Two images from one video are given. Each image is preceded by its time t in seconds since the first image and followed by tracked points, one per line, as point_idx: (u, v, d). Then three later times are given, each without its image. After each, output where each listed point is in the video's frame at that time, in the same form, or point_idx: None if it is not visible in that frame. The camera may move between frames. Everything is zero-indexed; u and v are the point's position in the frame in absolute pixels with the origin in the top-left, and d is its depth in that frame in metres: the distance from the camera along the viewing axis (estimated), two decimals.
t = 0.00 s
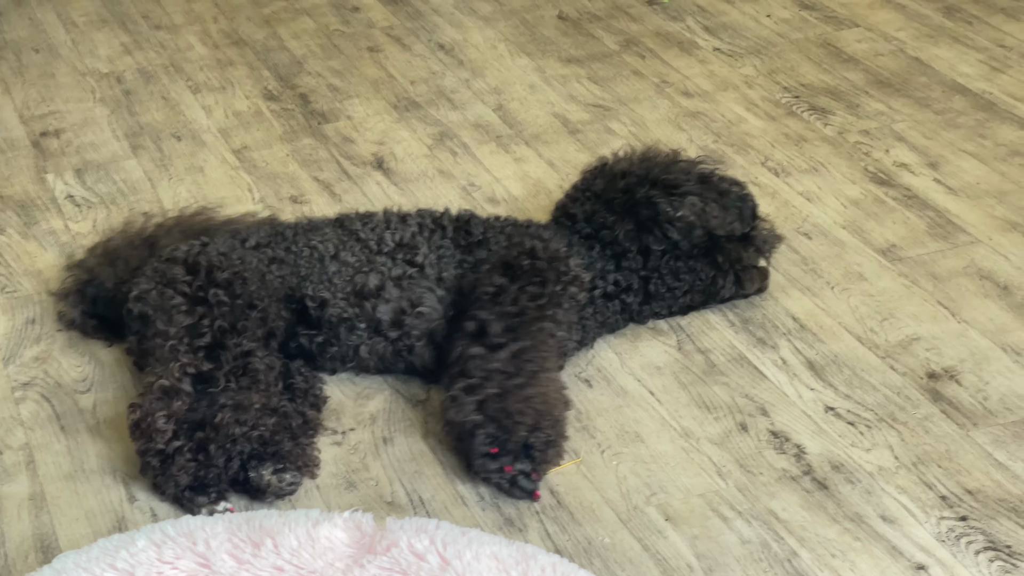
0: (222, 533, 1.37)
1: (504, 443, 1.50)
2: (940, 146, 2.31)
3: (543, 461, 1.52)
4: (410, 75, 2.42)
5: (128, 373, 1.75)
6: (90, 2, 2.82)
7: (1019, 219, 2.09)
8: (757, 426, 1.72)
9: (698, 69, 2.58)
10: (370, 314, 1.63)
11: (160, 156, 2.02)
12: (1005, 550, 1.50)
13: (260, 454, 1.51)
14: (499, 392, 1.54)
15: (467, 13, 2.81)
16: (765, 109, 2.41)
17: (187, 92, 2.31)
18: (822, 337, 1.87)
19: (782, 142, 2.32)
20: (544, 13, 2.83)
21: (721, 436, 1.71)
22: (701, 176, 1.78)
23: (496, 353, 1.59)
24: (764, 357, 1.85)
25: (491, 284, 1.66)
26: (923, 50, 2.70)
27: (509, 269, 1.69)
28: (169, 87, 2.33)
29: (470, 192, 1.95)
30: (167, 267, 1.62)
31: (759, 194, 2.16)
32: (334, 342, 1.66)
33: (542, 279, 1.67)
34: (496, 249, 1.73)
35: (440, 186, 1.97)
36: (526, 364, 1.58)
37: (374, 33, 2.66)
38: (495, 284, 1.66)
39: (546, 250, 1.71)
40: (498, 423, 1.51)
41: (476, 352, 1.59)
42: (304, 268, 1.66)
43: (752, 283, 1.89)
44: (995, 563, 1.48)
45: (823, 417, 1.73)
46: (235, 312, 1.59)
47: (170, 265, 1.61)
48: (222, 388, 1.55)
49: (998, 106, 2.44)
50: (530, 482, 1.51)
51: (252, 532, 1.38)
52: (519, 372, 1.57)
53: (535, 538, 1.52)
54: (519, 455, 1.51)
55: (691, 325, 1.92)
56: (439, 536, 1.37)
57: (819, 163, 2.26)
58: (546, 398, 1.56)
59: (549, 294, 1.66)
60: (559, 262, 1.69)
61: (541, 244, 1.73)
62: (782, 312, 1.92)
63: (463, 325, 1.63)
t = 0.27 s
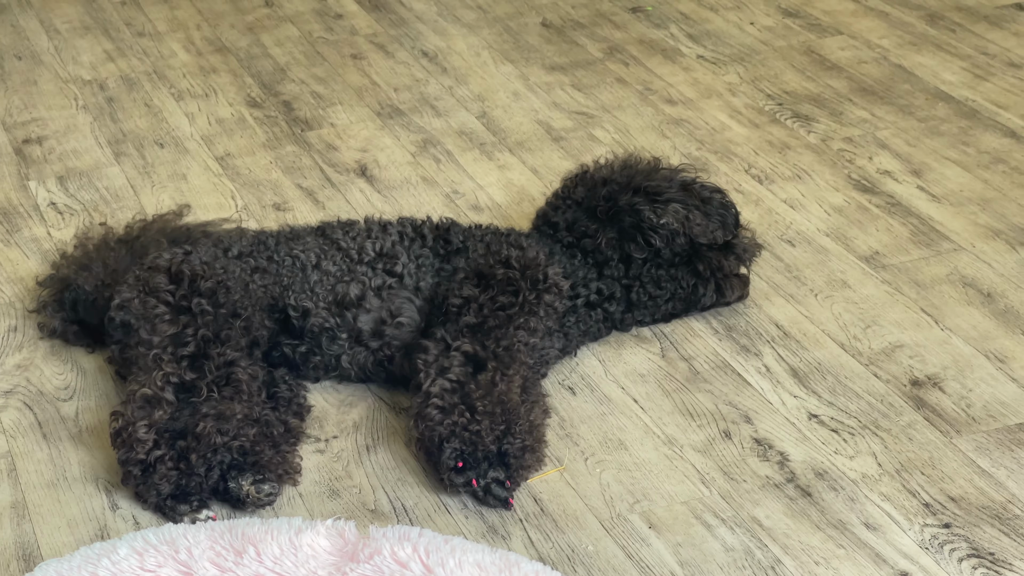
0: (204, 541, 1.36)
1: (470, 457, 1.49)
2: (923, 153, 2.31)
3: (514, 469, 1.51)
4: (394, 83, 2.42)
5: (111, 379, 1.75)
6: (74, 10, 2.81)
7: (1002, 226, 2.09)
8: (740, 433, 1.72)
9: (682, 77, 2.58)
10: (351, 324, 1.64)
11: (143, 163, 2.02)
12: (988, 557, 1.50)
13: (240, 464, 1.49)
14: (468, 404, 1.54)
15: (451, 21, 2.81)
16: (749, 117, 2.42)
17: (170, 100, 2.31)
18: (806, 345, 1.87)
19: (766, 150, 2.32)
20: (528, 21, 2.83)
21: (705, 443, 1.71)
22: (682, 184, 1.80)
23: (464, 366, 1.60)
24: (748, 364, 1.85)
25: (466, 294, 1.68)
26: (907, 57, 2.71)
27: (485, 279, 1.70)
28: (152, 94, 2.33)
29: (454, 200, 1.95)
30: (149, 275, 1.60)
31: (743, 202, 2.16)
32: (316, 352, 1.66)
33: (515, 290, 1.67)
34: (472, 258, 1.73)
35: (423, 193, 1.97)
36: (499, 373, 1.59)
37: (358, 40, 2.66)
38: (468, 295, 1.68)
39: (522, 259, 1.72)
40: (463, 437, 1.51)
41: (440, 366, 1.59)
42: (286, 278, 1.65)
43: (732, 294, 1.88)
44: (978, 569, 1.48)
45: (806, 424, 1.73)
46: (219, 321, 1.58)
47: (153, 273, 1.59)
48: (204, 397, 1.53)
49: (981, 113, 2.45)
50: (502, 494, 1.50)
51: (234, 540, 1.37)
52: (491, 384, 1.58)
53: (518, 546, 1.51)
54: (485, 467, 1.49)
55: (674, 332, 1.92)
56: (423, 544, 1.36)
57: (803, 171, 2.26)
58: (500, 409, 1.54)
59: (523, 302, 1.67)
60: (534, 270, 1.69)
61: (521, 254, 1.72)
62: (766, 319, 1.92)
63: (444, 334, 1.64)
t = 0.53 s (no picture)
0: (189, 547, 1.36)
1: (458, 459, 1.49)
2: (910, 159, 2.32)
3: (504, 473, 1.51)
4: (381, 88, 2.42)
5: (99, 385, 1.74)
6: (60, 14, 2.80)
7: (988, 231, 2.10)
8: (727, 438, 1.72)
9: (669, 82, 2.58)
10: (339, 326, 1.64)
11: (128, 168, 2.01)
12: (975, 562, 1.50)
13: (226, 471, 1.48)
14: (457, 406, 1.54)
15: (439, 26, 2.81)
16: (736, 122, 2.42)
17: (157, 104, 2.30)
18: (793, 350, 1.87)
19: (753, 155, 2.32)
20: (515, 26, 2.83)
21: (692, 448, 1.71)
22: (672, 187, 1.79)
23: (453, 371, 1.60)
24: (735, 370, 1.85)
25: (453, 295, 1.68)
26: (893, 63, 2.72)
27: (472, 280, 1.69)
28: (138, 99, 2.32)
29: (442, 205, 1.95)
30: (135, 280, 1.59)
31: (730, 207, 2.16)
32: (303, 355, 1.66)
33: (502, 290, 1.68)
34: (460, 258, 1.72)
35: (411, 198, 1.97)
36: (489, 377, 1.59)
37: (345, 45, 2.66)
38: (455, 296, 1.67)
39: (510, 262, 1.71)
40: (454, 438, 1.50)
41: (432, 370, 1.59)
42: (273, 282, 1.64)
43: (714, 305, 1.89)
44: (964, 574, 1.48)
45: (794, 430, 1.73)
46: (207, 327, 1.58)
47: (139, 278, 1.58)
48: (192, 403, 1.53)
49: (968, 119, 2.46)
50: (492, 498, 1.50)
51: (220, 545, 1.36)
52: (477, 385, 1.57)
53: (506, 551, 1.51)
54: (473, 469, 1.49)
55: (662, 337, 1.92)
56: (409, 549, 1.36)
57: (790, 176, 2.26)
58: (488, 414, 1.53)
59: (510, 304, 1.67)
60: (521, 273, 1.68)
61: (507, 254, 1.72)
62: (754, 325, 1.92)
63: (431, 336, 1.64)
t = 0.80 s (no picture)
0: (175, 550, 1.35)
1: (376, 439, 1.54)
2: (897, 162, 2.32)
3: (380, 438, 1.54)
4: (368, 91, 2.42)
5: (85, 389, 1.74)
6: (47, 17, 2.80)
7: (974, 235, 2.10)
8: (714, 442, 1.72)
9: (657, 85, 2.59)
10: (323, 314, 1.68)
11: (114, 171, 2.00)
12: (960, 565, 1.50)
13: (226, 473, 1.47)
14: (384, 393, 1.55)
15: (426, 29, 2.81)
16: (723, 126, 2.42)
17: (143, 107, 2.30)
18: (780, 353, 1.87)
19: (740, 158, 2.32)
20: (503, 29, 2.84)
21: (679, 452, 1.71)
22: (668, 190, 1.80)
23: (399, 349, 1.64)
24: (722, 373, 1.85)
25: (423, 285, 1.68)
26: (880, 67, 2.72)
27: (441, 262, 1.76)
28: (125, 102, 2.32)
29: (429, 208, 1.95)
30: (123, 288, 1.61)
31: (717, 210, 2.16)
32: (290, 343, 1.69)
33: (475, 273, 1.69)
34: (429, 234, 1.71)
35: (397, 202, 1.97)
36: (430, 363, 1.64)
37: (332, 48, 2.66)
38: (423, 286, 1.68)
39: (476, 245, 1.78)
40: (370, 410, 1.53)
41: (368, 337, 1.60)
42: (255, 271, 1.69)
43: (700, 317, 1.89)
44: None
45: (781, 433, 1.73)
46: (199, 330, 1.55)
47: (128, 286, 1.59)
48: (195, 407, 1.50)
49: (954, 123, 2.47)
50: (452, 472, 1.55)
51: (206, 548, 1.36)
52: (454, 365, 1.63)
53: (492, 555, 1.51)
54: (389, 441, 1.54)
55: (648, 341, 1.92)
56: (396, 552, 1.36)
57: (777, 179, 2.27)
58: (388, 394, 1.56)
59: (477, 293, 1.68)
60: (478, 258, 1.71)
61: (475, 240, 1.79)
62: (740, 328, 1.92)
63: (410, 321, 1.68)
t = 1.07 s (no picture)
0: (163, 551, 1.35)
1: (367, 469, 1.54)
2: (885, 164, 2.33)
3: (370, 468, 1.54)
4: (356, 92, 2.42)
5: (72, 390, 1.74)
6: (35, 18, 2.79)
7: (962, 237, 2.11)
8: (703, 443, 1.72)
9: (645, 87, 2.59)
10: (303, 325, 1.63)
11: (102, 172, 2.00)
12: (948, 566, 1.50)
13: (206, 474, 1.47)
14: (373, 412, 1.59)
15: (415, 31, 2.81)
16: (712, 128, 2.43)
17: (131, 109, 2.29)
18: (768, 355, 1.87)
19: (728, 160, 2.33)
20: (492, 31, 2.84)
21: (667, 453, 1.71)
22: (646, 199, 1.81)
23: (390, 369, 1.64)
24: (711, 374, 1.85)
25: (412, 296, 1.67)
26: (868, 69, 2.73)
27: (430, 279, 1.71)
28: (113, 103, 2.31)
29: (417, 210, 1.95)
30: (106, 289, 1.59)
31: (705, 212, 2.16)
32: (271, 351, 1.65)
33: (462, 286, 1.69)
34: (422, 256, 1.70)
35: (386, 203, 1.97)
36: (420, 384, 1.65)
37: (321, 50, 2.66)
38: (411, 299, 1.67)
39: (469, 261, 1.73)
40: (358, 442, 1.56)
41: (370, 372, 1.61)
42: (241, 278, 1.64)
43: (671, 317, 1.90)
44: None
45: (769, 434, 1.73)
46: (180, 332, 1.55)
47: (109, 287, 1.58)
48: (182, 408, 1.51)
49: (942, 125, 2.47)
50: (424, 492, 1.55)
51: (194, 549, 1.35)
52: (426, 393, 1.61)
53: (481, 556, 1.50)
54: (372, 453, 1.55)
55: (637, 342, 1.92)
56: (384, 553, 1.36)
57: (766, 181, 2.27)
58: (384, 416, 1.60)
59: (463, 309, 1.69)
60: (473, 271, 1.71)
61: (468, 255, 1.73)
62: (729, 330, 1.92)
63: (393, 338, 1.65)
